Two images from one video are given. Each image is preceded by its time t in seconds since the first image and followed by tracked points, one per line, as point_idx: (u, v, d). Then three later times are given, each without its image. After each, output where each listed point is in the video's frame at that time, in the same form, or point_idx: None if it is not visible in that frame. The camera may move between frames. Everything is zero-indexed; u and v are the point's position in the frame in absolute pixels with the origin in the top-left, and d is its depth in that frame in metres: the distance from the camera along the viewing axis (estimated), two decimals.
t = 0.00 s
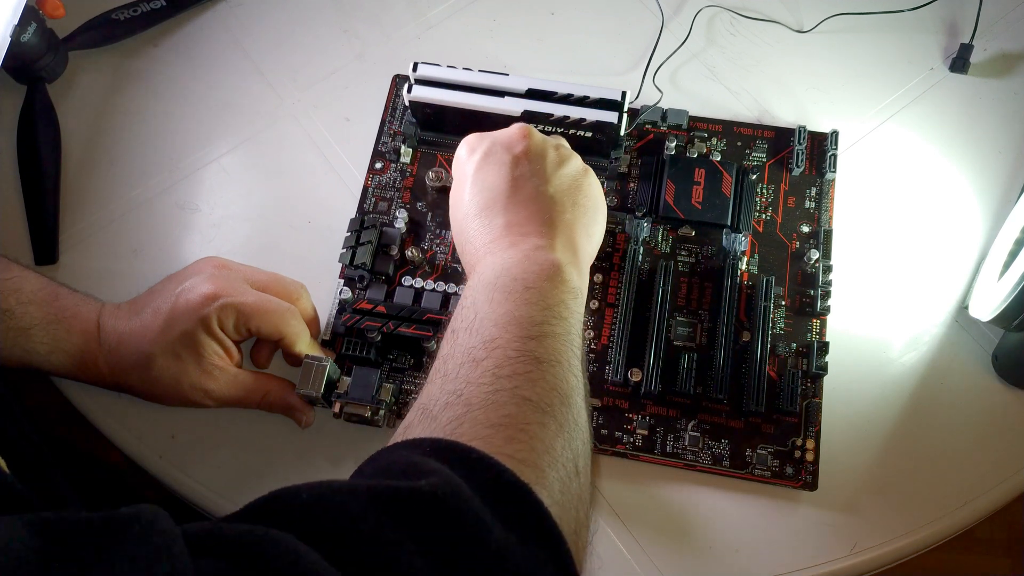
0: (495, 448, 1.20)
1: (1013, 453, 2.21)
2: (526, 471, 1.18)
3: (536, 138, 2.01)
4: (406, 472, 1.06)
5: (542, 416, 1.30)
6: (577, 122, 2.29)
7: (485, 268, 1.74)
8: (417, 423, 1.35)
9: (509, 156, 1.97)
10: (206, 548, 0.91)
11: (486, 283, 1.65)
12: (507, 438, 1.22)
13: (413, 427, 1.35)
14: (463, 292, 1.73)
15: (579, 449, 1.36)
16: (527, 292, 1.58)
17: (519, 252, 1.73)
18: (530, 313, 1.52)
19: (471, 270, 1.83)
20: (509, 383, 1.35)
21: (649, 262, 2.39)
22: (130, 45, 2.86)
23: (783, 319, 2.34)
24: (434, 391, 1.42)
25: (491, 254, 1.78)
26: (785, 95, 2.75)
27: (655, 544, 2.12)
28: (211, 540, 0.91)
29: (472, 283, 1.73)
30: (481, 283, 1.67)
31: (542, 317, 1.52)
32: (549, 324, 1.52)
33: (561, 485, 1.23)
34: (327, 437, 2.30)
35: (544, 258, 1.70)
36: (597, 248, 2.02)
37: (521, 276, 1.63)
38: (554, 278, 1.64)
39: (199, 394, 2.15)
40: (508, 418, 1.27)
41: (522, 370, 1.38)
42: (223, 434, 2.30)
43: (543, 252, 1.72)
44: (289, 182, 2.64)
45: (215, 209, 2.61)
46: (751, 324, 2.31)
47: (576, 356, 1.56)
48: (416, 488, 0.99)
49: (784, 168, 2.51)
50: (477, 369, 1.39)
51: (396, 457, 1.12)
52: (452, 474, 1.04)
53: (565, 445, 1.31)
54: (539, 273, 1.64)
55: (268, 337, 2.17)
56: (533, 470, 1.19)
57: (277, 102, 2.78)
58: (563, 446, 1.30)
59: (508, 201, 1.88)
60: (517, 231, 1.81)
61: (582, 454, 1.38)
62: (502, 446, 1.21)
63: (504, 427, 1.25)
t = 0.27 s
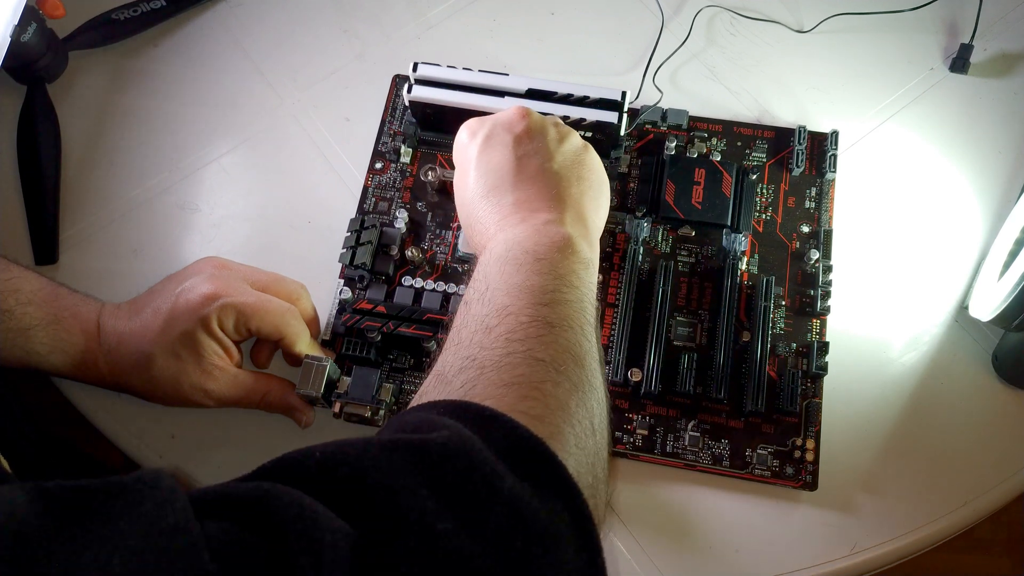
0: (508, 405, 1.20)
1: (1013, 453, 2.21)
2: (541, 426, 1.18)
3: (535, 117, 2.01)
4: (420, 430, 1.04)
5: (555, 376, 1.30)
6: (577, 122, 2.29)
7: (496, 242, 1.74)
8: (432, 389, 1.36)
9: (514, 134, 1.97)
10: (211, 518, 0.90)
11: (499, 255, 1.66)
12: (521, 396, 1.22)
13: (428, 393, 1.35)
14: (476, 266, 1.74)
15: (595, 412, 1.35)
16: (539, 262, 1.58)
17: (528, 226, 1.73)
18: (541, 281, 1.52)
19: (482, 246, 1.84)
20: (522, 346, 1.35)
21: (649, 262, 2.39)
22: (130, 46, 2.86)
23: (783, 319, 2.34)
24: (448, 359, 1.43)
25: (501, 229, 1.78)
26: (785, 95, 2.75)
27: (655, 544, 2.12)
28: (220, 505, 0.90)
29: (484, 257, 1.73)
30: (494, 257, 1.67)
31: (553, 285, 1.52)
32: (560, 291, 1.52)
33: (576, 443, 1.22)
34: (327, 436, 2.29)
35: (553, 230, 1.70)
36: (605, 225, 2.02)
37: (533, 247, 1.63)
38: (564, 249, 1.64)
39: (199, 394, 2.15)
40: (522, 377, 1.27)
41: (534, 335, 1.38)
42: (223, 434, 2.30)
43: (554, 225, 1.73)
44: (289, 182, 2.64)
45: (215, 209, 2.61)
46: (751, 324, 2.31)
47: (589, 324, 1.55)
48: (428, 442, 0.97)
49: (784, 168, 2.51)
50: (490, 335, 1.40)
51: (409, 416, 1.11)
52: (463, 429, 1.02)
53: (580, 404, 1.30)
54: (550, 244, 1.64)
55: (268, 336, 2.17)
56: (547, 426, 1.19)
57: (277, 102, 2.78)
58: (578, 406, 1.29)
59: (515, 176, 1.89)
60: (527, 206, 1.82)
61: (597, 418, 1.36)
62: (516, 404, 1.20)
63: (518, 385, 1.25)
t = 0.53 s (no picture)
0: (511, 423, 1.21)
1: (1013, 453, 2.21)
2: (544, 444, 1.19)
3: (537, 125, 2.00)
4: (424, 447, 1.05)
5: (557, 391, 1.31)
6: (577, 122, 2.29)
7: (494, 250, 1.73)
8: (433, 403, 1.36)
9: (513, 140, 1.96)
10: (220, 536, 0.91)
11: (496, 264, 1.65)
12: (523, 413, 1.23)
13: (429, 407, 1.35)
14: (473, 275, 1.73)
15: (595, 424, 1.37)
16: (537, 270, 1.58)
17: (526, 235, 1.72)
18: (540, 292, 1.52)
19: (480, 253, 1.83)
20: (524, 359, 1.35)
21: (649, 262, 2.39)
22: (130, 45, 2.86)
23: (783, 319, 2.34)
24: (447, 372, 1.43)
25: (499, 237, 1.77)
26: (785, 95, 2.75)
27: (655, 544, 2.12)
28: (231, 520, 0.92)
29: (482, 265, 1.72)
30: (491, 265, 1.67)
31: (552, 296, 1.52)
32: (559, 303, 1.52)
33: (579, 458, 1.24)
34: (327, 436, 2.29)
35: (552, 239, 1.69)
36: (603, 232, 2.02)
37: (530, 255, 1.63)
38: (564, 259, 1.64)
39: (199, 394, 2.15)
40: (524, 393, 1.27)
41: (534, 349, 1.38)
42: (223, 434, 2.30)
43: (552, 233, 1.72)
44: (289, 182, 2.64)
45: (215, 209, 2.61)
46: (751, 324, 2.31)
47: (588, 334, 1.56)
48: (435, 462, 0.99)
49: (784, 168, 2.51)
50: (490, 348, 1.39)
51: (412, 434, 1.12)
52: (468, 447, 1.04)
53: (581, 419, 1.32)
54: (548, 253, 1.64)
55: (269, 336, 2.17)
56: (550, 444, 1.20)
57: (277, 102, 2.78)
58: (580, 421, 1.31)
59: (514, 184, 1.88)
60: (525, 215, 1.81)
61: (598, 430, 1.38)
62: (519, 422, 1.21)
63: (520, 402, 1.25)
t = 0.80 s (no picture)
0: (483, 470, 1.20)
1: (1013, 453, 2.21)
2: (515, 494, 1.19)
3: (525, 148, 2.01)
4: (398, 500, 1.05)
5: (528, 435, 1.31)
6: (577, 122, 2.29)
7: (465, 280, 1.72)
8: (401, 445, 1.34)
9: (495, 166, 1.97)
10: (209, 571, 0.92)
11: (467, 295, 1.64)
12: (494, 461, 1.23)
13: (397, 449, 1.33)
14: (443, 305, 1.71)
15: (565, 466, 1.37)
16: (508, 304, 1.58)
17: (498, 265, 1.71)
18: (511, 329, 1.51)
19: (449, 280, 1.82)
20: (493, 402, 1.35)
21: (649, 262, 2.39)
22: (130, 45, 2.86)
23: (783, 319, 2.34)
24: (417, 411, 1.41)
25: (471, 266, 1.76)
26: (785, 95, 2.75)
27: (655, 544, 2.12)
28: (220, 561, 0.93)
29: (453, 295, 1.70)
30: (461, 296, 1.65)
31: (522, 332, 1.52)
32: (530, 339, 1.52)
33: (550, 503, 1.24)
34: (327, 437, 2.29)
35: (524, 270, 1.69)
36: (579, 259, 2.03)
37: (502, 288, 1.62)
38: (535, 293, 1.64)
39: (199, 394, 2.15)
40: (495, 438, 1.27)
41: (505, 390, 1.37)
42: (223, 434, 2.30)
43: (525, 263, 1.72)
44: (289, 183, 2.64)
45: (215, 209, 2.61)
46: (751, 324, 2.31)
47: (558, 370, 1.56)
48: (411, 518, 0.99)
49: (784, 168, 2.51)
50: (461, 389, 1.38)
51: (385, 482, 1.11)
52: (443, 502, 1.04)
53: (552, 462, 1.32)
54: (519, 286, 1.64)
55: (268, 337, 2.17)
56: (522, 492, 1.20)
57: (277, 101, 2.78)
58: (550, 464, 1.31)
59: (491, 210, 1.88)
60: (500, 244, 1.80)
61: (567, 469, 1.39)
62: (490, 469, 1.21)
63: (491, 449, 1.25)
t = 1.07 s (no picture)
0: (447, 502, 1.20)
1: (1013, 453, 2.21)
2: (479, 526, 1.19)
3: (513, 164, 2.02)
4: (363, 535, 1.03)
5: (491, 465, 1.32)
6: (577, 122, 2.29)
7: (430, 297, 1.70)
8: (363, 471, 1.31)
9: (475, 181, 1.96)
10: None
11: (430, 314, 1.62)
12: (459, 492, 1.23)
13: (359, 475, 1.31)
14: (407, 322, 1.69)
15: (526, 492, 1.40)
16: (472, 327, 1.57)
17: (466, 284, 1.70)
18: (475, 354, 1.52)
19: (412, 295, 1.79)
20: (458, 430, 1.35)
21: (649, 262, 2.39)
22: (130, 45, 2.86)
23: (783, 319, 2.34)
24: (379, 435, 1.38)
25: (438, 283, 1.74)
26: (785, 95, 2.75)
27: (655, 544, 2.12)
28: None
29: (417, 312, 1.68)
30: (425, 315, 1.63)
31: (486, 357, 1.53)
32: (494, 364, 1.52)
33: (513, 533, 1.26)
34: (326, 437, 2.29)
35: (492, 291, 1.69)
36: (550, 279, 2.04)
37: (466, 309, 1.62)
38: (501, 315, 1.65)
39: (198, 394, 2.15)
40: (459, 469, 1.27)
41: (469, 418, 1.38)
42: (223, 434, 2.30)
43: (491, 283, 1.71)
44: (289, 183, 2.64)
45: (215, 209, 2.61)
46: (751, 324, 2.31)
47: (520, 394, 1.58)
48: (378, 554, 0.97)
49: (784, 168, 2.51)
50: (425, 415, 1.37)
51: (350, 513, 1.09)
52: (410, 540, 1.03)
53: (514, 491, 1.33)
54: (486, 308, 1.64)
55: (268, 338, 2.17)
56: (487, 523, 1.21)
57: (277, 101, 2.78)
58: (512, 492, 1.33)
59: (464, 227, 1.86)
60: (470, 262, 1.79)
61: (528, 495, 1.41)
62: (454, 501, 1.21)
63: (455, 479, 1.25)
